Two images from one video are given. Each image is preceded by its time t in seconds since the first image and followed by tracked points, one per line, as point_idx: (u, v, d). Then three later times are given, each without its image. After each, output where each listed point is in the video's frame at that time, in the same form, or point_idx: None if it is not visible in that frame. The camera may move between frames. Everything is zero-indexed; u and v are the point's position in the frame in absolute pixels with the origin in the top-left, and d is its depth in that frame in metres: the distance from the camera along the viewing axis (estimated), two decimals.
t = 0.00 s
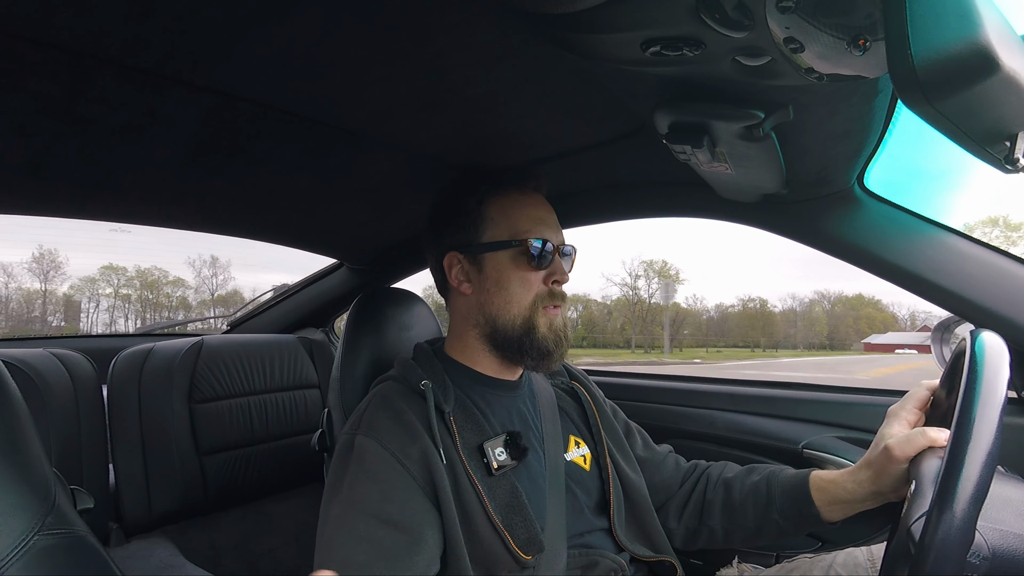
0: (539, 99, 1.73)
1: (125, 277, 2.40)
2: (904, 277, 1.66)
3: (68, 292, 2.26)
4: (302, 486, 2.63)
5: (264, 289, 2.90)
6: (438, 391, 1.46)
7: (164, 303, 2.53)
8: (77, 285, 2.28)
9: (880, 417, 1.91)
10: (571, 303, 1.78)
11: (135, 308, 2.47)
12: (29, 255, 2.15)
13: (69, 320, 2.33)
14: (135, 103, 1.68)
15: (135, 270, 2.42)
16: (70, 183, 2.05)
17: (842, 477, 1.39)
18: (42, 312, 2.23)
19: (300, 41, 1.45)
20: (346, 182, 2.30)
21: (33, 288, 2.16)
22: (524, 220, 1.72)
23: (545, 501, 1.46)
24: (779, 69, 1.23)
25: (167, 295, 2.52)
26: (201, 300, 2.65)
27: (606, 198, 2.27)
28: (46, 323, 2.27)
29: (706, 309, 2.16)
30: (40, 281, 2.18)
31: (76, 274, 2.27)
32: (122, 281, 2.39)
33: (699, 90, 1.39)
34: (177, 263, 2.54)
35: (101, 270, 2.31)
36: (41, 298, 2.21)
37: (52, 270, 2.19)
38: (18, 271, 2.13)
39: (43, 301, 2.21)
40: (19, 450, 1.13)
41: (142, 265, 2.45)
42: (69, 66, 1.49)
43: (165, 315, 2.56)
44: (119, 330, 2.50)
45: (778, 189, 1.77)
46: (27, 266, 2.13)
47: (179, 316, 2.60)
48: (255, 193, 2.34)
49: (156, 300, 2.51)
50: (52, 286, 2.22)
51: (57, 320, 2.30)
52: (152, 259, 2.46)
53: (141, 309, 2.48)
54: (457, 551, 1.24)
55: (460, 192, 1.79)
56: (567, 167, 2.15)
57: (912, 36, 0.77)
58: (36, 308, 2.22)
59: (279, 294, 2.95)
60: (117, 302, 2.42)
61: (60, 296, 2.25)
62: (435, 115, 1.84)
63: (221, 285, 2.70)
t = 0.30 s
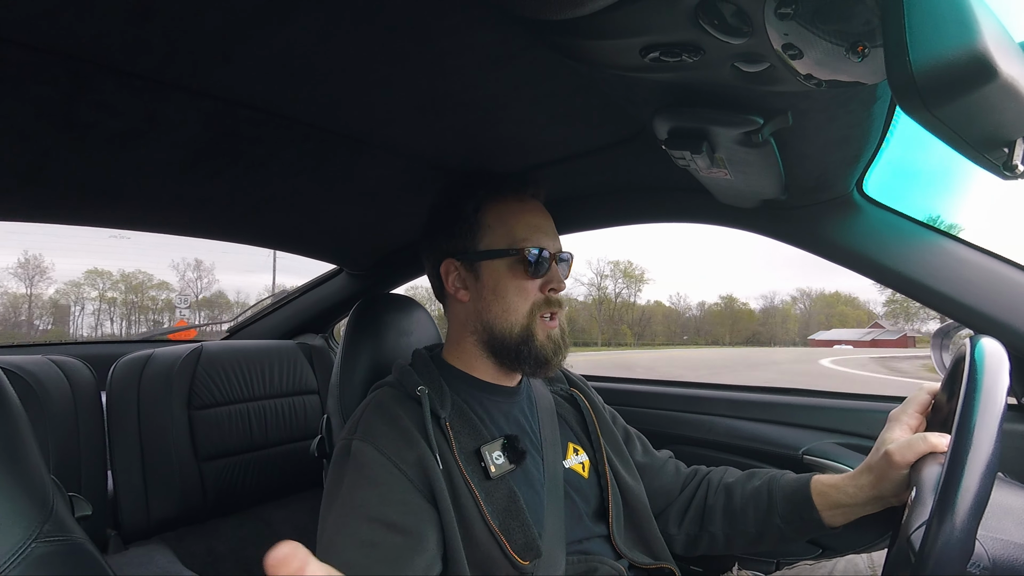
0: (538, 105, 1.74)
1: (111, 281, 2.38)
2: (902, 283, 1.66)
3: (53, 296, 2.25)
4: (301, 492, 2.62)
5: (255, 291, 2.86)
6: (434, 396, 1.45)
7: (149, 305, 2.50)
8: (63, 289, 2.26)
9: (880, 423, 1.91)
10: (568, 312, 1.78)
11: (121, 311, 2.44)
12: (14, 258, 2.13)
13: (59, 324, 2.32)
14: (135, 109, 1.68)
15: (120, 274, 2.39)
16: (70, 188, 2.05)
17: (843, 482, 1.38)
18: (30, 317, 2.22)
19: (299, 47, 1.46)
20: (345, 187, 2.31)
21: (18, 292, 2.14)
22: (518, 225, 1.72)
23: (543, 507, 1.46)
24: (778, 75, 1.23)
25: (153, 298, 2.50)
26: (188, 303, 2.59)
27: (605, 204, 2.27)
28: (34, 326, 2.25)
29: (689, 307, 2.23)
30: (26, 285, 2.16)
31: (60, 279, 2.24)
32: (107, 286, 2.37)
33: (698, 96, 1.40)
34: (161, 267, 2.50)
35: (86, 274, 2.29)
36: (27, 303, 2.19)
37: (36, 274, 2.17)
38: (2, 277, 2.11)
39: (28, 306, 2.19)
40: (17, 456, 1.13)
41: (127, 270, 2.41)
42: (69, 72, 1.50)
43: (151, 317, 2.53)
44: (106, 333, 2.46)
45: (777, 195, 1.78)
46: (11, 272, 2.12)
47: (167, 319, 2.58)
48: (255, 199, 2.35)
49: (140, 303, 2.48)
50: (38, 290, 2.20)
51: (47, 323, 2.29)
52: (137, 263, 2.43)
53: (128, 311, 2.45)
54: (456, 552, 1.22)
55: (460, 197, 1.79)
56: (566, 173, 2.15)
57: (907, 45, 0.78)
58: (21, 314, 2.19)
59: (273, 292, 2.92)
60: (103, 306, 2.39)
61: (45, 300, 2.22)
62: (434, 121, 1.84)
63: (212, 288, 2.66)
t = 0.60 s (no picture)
0: (538, 105, 1.74)
1: (96, 281, 2.31)
2: (902, 283, 1.66)
3: (40, 296, 2.19)
4: (301, 491, 2.62)
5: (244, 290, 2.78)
6: (446, 395, 1.46)
7: (135, 304, 2.42)
8: (48, 289, 2.19)
9: (880, 423, 1.90)
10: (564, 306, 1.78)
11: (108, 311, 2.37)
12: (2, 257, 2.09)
13: (47, 323, 2.26)
14: (135, 109, 1.68)
15: (105, 274, 2.32)
16: (70, 188, 2.05)
17: (843, 482, 1.38)
18: (18, 317, 2.16)
19: (300, 48, 1.46)
20: (346, 187, 2.31)
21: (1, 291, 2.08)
22: (513, 225, 1.73)
23: (548, 506, 1.46)
24: (778, 75, 1.24)
25: (140, 297, 2.41)
26: (176, 302, 2.49)
27: (606, 204, 2.27)
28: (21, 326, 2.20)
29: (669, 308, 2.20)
30: (11, 285, 2.10)
31: (46, 278, 2.19)
32: (92, 285, 2.30)
33: (698, 96, 1.40)
34: (146, 266, 2.42)
35: (71, 273, 2.23)
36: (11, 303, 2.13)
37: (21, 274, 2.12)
38: None
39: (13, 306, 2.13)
40: (17, 456, 1.13)
41: (112, 269, 2.34)
42: (70, 72, 1.50)
43: (137, 317, 2.44)
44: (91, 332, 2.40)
45: (778, 195, 1.78)
46: None
47: (154, 320, 2.48)
48: (256, 199, 2.35)
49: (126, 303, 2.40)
50: (24, 290, 2.14)
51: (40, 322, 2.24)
52: (122, 261, 2.36)
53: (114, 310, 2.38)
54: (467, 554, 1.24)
55: (461, 197, 1.79)
56: (566, 173, 2.16)
57: (908, 46, 0.78)
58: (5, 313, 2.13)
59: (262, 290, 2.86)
60: (89, 306, 2.31)
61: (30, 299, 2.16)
62: (434, 120, 1.84)
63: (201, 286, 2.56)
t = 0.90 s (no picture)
0: (537, 104, 1.74)
1: (81, 282, 2.27)
2: (901, 282, 1.66)
3: (28, 297, 2.16)
4: (300, 491, 2.63)
5: (231, 289, 2.73)
6: (438, 395, 1.46)
7: (122, 305, 2.39)
8: (33, 291, 2.16)
9: (878, 422, 1.91)
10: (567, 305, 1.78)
11: (94, 313, 2.32)
12: None
13: (36, 323, 2.22)
14: (134, 109, 1.68)
15: (91, 275, 2.29)
16: (69, 188, 2.05)
17: (837, 485, 1.39)
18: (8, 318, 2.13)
19: (299, 48, 1.46)
20: (345, 187, 2.31)
21: None
22: (517, 224, 1.72)
23: (543, 505, 1.46)
24: (777, 74, 1.23)
25: (127, 298, 2.38)
26: (162, 302, 2.47)
27: (605, 204, 2.27)
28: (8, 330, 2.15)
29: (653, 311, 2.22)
30: None
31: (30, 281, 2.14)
32: (79, 287, 2.27)
33: (697, 95, 1.40)
34: (131, 266, 2.39)
35: (57, 274, 2.20)
36: None
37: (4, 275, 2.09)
38: None
39: None
40: (16, 456, 1.13)
41: (97, 270, 2.31)
42: (70, 72, 1.49)
43: (123, 317, 2.41)
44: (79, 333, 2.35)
45: (777, 194, 1.78)
46: None
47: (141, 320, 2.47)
48: (254, 199, 2.34)
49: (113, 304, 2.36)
50: (9, 291, 2.11)
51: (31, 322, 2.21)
52: (107, 262, 2.33)
53: (100, 313, 2.32)
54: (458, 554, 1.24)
55: (459, 197, 1.79)
56: (565, 172, 2.16)
57: (906, 44, 0.78)
58: None
59: (247, 291, 2.82)
60: (77, 307, 2.28)
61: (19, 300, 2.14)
62: (433, 120, 1.84)
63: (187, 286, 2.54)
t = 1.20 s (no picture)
0: (534, 104, 1.73)
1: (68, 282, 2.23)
2: (898, 282, 1.66)
3: (16, 295, 2.14)
4: (298, 491, 2.62)
5: (218, 287, 2.69)
6: (434, 394, 1.45)
7: (110, 304, 2.35)
8: (21, 290, 2.14)
9: (876, 422, 1.91)
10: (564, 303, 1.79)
11: (82, 312, 2.29)
12: None
13: (25, 321, 2.21)
14: (131, 108, 1.68)
15: (79, 274, 2.25)
16: (66, 188, 2.05)
17: (837, 483, 1.38)
18: None
19: (296, 48, 1.46)
20: (343, 187, 2.31)
21: None
22: (514, 224, 1.72)
23: (540, 504, 1.46)
24: (774, 74, 1.24)
25: (115, 298, 2.35)
26: (150, 301, 2.46)
27: (603, 203, 2.27)
28: None
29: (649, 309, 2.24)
30: None
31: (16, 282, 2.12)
32: (67, 286, 2.23)
33: (695, 95, 1.40)
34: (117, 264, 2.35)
35: (45, 273, 2.18)
36: None
37: None
38: None
39: None
40: (13, 456, 1.12)
41: (85, 269, 2.27)
42: (67, 71, 1.49)
43: (111, 317, 2.36)
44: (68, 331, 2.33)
45: (775, 195, 1.78)
46: None
47: (129, 319, 2.44)
48: (252, 198, 2.34)
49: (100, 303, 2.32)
50: None
51: (20, 320, 2.19)
52: (95, 261, 2.29)
53: (88, 312, 2.29)
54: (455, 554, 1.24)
55: (457, 196, 1.79)
56: (563, 172, 2.15)
57: (902, 42, 0.78)
58: None
59: (234, 289, 2.77)
60: (64, 306, 2.26)
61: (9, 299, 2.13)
62: (431, 120, 1.84)
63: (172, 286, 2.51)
